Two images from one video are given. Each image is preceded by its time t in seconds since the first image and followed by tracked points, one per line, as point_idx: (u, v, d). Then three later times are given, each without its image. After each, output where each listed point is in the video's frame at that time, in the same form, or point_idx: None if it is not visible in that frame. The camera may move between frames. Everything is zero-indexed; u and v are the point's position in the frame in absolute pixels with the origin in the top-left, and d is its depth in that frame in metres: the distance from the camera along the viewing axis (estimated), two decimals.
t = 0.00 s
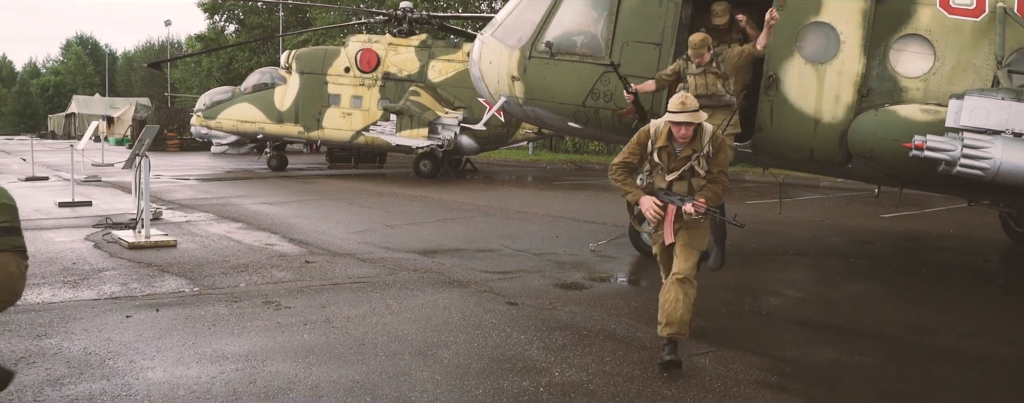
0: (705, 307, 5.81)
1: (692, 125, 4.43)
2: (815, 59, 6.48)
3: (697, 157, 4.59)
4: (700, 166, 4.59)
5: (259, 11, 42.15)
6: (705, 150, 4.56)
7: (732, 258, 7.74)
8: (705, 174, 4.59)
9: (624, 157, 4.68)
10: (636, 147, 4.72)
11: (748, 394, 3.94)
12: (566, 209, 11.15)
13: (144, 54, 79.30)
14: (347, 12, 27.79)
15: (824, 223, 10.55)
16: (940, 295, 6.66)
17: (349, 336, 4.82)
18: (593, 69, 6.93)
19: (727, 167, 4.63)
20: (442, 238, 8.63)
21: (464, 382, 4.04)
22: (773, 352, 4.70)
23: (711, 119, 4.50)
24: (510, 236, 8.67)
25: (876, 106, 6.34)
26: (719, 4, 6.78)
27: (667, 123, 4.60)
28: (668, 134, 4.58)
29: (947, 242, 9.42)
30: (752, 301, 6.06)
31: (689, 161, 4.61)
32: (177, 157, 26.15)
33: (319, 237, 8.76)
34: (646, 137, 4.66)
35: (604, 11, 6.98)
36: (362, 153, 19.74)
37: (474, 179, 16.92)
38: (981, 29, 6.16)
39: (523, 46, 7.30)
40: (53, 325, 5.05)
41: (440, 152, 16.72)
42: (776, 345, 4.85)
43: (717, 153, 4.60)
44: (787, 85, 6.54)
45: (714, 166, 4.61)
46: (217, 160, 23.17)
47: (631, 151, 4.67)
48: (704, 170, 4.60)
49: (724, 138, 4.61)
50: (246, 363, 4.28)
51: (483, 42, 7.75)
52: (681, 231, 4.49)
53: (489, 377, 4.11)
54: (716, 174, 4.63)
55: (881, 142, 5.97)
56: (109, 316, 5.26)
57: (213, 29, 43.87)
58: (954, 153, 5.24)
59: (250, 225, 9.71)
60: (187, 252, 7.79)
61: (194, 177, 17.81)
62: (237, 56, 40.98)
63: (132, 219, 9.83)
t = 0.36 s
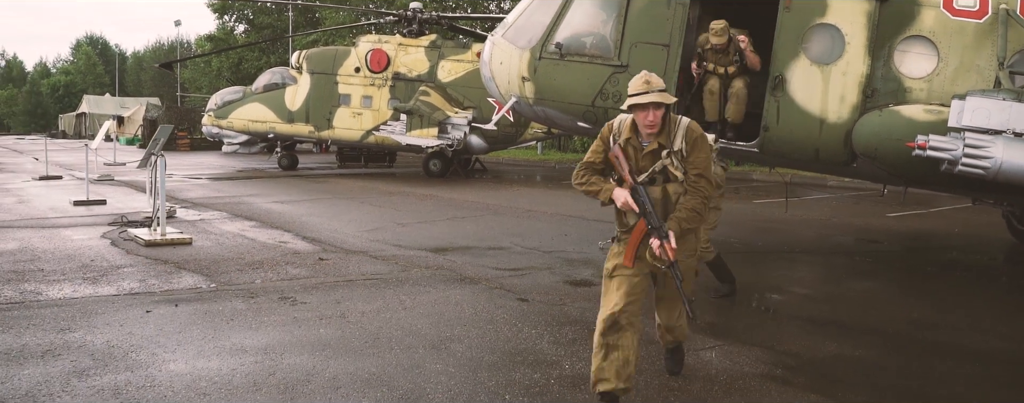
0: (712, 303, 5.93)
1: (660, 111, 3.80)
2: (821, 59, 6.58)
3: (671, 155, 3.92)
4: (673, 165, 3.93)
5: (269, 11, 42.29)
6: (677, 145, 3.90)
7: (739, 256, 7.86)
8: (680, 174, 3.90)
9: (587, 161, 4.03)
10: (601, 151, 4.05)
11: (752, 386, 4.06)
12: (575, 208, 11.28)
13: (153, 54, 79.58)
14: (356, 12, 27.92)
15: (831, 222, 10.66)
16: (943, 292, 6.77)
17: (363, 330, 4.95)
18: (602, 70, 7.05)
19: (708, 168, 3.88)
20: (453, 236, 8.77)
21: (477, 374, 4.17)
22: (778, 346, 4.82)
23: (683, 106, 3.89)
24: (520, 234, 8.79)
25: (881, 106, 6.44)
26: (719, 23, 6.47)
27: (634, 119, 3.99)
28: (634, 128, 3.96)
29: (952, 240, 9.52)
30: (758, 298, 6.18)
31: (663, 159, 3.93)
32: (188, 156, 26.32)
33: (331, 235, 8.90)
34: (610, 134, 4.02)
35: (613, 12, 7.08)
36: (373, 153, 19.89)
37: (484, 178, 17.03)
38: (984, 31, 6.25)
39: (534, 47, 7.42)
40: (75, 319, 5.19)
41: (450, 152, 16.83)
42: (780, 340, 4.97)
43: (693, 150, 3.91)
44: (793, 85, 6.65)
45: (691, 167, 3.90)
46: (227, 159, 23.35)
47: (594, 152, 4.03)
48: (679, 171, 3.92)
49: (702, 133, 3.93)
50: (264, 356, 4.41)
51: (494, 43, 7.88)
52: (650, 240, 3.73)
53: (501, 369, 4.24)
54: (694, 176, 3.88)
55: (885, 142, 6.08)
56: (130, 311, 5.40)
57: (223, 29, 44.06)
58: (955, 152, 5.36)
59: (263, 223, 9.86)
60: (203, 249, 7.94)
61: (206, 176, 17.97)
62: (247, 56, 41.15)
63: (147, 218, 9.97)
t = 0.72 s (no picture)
0: (713, 296, 6.03)
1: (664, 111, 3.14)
2: (822, 56, 6.69)
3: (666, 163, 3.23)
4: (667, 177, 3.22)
5: (272, 8, 42.34)
6: (678, 152, 3.21)
7: (741, 250, 7.96)
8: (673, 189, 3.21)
9: (559, 155, 3.38)
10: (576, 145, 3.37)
11: (753, 375, 4.16)
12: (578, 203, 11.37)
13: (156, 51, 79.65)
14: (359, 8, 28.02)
15: (832, 217, 10.75)
16: (942, 286, 6.87)
17: (372, 321, 5.05)
18: (605, 66, 7.14)
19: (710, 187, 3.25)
20: (458, 230, 8.87)
21: (484, 363, 4.27)
22: (779, 336, 4.92)
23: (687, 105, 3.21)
24: (524, 228, 8.89)
25: (880, 102, 6.54)
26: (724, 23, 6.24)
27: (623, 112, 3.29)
28: (622, 124, 3.29)
29: (951, 235, 9.62)
30: (759, 291, 6.28)
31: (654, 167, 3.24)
32: (192, 152, 26.41)
33: (338, 229, 9.00)
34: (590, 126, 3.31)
35: (616, 9, 7.16)
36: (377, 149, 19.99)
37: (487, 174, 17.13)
38: (983, 28, 6.31)
39: (539, 43, 7.52)
40: (89, 310, 5.30)
41: (454, 147, 16.92)
42: (781, 330, 5.07)
43: (694, 161, 3.25)
44: (795, 81, 6.77)
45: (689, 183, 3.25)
46: (232, 155, 23.45)
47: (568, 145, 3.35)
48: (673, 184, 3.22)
49: (708, 143, 3.28)
50: (276, 345, 4.51)
51: (499, 39, 7.98)
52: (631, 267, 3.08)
53: (507, 358, 4.34)
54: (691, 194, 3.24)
55: (884, 137, 6.19)
56: (143, 302, 5.51)
57: (226, 25, 44.12)
58: (953, 147, 5.46)
59: (269, 218, 9.96)
60: (211, 243, 8.04)
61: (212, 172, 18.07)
62: (250, 52, 41.22)
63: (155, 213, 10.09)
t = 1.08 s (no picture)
0: (714, 285, 6.13)
1: (586, 138, 2.32)
2: (822, 48, 6.78)
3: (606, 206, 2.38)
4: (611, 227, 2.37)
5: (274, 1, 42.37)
6: (617, 188, 2.37)
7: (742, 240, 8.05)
8: (621, 240, 2.39)
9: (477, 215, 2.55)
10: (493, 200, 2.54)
11: (754, 360, 4.25)
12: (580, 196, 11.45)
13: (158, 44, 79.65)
14: None
15: (832, 208, 10.84)
16: (941, 275, 6.96)
17: (379, 308, 5.15)
18: (608, 58, 7.24)
19: (665, 227, 2.37)
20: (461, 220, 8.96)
21: (490, 348, 4.36)
22: (780, 324, 5.01)
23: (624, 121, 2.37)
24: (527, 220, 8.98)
25: (880, 94, 6.62)
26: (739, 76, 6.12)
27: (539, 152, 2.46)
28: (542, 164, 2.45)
29: (951, 226, 9.72)
30: (760, 280, 6.37)
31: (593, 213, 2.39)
32: (194, 145, 26.50)
33: (342, 220, 9.09)
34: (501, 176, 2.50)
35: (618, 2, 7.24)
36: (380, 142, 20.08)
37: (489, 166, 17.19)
38: (982, 21, 6.33)
39: (542, 36, 7.60)
40: (100, 298, 5.39)
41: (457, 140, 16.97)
42: (781, 318, 5.16)
43: (642, 194, 2.38)
44: (795, 74, 6.87)
45: (639, 227, 2.37)
46: (235, 147, 23.54)
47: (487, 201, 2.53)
48: (618, 232, 2.38)
49: (657, 167, 2.40)
50: (285, 332, 4.61)
51: (502, 32, 8.05)
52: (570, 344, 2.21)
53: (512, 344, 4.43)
54: (643, 244, 2.36)
55: (883, 128, 6.27)
56: (153, 290, 5.61)
57: (228, 18, 44.15)
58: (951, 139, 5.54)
59: (274, 209, 10.05)
60: (218, 234, 8.14)
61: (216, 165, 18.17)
62: (252, 45, 41.28)
63: (161, 204, 10.17)
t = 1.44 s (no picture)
0: (714, 268, 6.19)
1: (568, 263, 1.94)
2: (821, 34, 6.83)
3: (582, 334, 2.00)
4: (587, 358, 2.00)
5: None
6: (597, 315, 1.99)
7: (743, 226, 8.11)
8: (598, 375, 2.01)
9: (431, 323, 2.15)
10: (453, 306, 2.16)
11: (752, 338, 4.32)
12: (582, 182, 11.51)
13: (158, 34, 79.60)
14: None
15: (832, 195, 10.89)
16: (940, 259, 7.02)
17: (383, 289, 5.21)
18: (609, 44, 7.31)
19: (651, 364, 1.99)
20: (462, 207, 9.02)
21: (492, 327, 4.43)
22: (779, 305, 5.07)
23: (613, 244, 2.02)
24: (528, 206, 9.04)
25: (879, 79, 6.68)
26: (773, 77, 5.75)
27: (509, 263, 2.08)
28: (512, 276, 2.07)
29: (951, 212, 9.77)
30: (760, 263, 6.43)
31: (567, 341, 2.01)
32: (197, 134, 26.56)
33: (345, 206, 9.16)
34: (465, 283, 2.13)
35: None
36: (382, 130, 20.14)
37: (491, 154, 17.24)
38: (980, 6, 6.41)
39: (543, 22, 7.65)
40: (109, 280, 5.47)
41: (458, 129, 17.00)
42: (781, 300, 5.22)
43: (621, 322, 2.00)
44: (795, 59, 6.92)
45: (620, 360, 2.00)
46: (237, 136, 23.59)
47: (443, 312, 2.13)
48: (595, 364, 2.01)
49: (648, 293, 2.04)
50: (290, 311, 4.68)
51: (503, 19, 8.11)
52: None
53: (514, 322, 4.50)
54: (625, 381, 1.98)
55: (883, 112, 6.33)
56: (160, 272, 5.69)
57: (229, 8, 44.15)
58: (948, 121, 5.59)
59: (277, 196, 10.12)
60: (223, 219, 8.20)
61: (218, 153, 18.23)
62: (253, 35, 41.28)
63: (165, 191, 10.24)
